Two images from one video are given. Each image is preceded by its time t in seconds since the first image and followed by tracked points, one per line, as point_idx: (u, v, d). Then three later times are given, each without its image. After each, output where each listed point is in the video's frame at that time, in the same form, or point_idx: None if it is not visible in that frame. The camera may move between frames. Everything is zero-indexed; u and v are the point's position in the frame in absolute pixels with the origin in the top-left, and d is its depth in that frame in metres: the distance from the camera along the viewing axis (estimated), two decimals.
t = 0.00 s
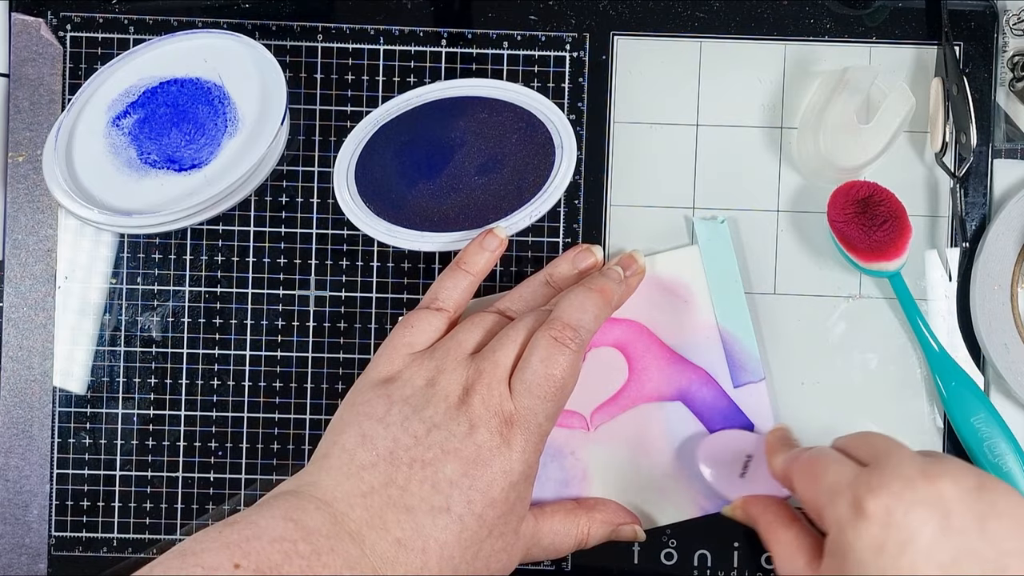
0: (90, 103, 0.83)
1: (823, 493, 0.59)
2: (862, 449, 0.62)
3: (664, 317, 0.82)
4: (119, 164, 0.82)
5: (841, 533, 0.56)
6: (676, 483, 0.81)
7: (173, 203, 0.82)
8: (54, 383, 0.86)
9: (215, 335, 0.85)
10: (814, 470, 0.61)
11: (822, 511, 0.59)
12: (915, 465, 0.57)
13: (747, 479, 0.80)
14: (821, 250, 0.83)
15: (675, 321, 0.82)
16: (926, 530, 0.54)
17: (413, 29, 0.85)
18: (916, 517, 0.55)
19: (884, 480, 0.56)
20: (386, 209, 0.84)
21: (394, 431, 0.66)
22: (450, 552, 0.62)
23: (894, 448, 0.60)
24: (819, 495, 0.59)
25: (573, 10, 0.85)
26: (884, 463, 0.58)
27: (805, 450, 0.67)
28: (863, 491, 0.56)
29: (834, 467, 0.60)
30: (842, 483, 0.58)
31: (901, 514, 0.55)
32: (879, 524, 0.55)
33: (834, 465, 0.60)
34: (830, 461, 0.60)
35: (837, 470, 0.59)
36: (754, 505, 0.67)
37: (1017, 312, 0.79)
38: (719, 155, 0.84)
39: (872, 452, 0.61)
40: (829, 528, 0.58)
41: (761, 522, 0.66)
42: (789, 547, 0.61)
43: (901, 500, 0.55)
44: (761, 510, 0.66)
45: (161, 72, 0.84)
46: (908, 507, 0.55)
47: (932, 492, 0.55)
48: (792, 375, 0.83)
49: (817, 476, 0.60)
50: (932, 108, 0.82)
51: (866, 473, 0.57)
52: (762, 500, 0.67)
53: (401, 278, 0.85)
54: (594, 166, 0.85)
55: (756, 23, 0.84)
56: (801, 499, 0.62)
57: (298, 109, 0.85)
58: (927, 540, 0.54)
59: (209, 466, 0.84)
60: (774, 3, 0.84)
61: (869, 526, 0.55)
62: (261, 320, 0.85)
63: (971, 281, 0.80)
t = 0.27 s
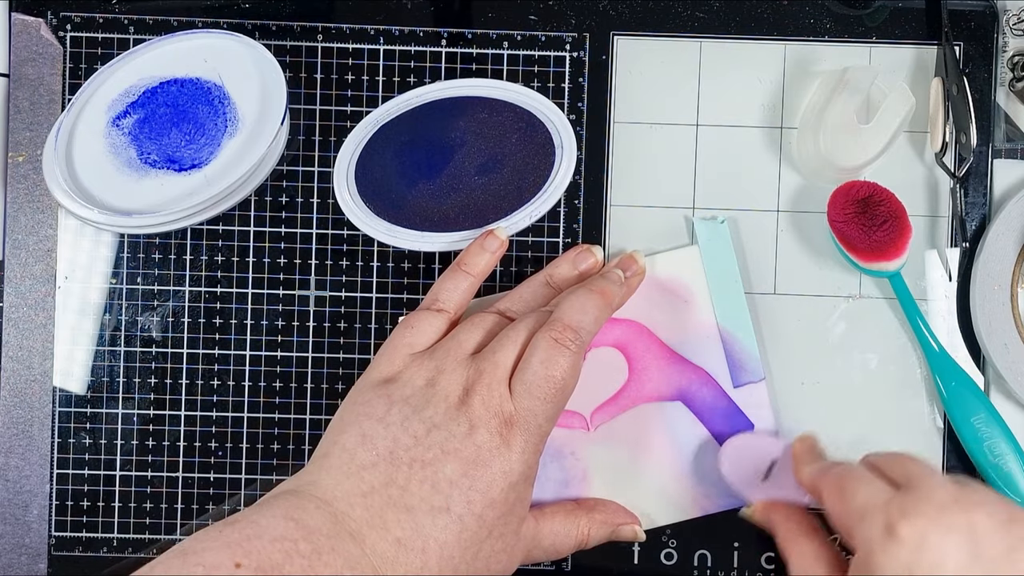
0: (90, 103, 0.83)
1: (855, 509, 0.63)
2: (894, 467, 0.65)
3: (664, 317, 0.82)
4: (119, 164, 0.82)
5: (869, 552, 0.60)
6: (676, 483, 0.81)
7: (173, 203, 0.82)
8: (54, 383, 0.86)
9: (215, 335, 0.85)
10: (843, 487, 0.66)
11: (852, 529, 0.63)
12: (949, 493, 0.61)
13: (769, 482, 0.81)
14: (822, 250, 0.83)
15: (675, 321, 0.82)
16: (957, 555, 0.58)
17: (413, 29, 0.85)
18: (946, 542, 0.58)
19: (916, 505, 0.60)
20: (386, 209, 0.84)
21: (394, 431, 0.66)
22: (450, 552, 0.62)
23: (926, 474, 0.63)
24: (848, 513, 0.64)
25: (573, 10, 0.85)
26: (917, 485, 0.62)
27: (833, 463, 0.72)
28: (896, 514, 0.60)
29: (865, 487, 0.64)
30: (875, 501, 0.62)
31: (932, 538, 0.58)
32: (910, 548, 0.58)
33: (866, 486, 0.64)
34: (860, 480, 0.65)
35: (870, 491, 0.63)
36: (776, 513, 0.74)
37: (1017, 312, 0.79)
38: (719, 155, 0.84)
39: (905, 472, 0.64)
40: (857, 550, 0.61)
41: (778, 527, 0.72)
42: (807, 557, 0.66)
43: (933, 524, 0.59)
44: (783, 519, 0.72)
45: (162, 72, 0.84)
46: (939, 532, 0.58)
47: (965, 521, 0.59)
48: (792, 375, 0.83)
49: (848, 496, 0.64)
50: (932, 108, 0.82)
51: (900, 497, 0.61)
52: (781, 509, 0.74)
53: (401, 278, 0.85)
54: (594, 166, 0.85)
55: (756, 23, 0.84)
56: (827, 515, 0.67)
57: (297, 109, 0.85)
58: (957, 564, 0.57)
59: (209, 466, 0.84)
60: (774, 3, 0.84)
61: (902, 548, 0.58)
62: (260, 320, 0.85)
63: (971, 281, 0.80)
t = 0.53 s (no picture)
0: (90, 103, 0.83)
1: (880, 536, 0.60)
2: (916, 492, 0.63)
3: (665, 317, 0.82)
4: (119, 164, 0.82)
5: None
6: (676, 483, 0.81)
7: (173, 203, 0.82)
8: (54, 383, 0.86)
9: (215, 335, 0.85)
10: (867, 512, 0.62)
11: (879, 556, 0.59)
12: (975, 518, 0.60)
13: (787, 503, 0.80)
14: (822, 250, 0.83)
15: (675, 321, 0.82)
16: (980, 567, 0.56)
17: (413, 29, 0.85)
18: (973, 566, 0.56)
19: (946, 531, 0.58)
20: (386, 209, 0.84)
21: (396, 431, 0.66)
22: (453, 553, 0.62)
23: (952, 501, 0.62)
24: (873, 540, 0.61)
25: (573, 10, 0.85)
26: (942, 513, 0.60)
27: (853, 487, 0.69)
28: (925, 541, 0.58)
29: (893, 512, 0.61)
30: (903, 528, 0.59)
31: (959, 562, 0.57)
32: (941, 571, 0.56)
33: (892, 512, 0.61)
34: (886, 505, 0.62)
35: (897, 516, 0.60)
36: (794, 535, 0.70)
37: (1017, 312, 0.79)
38: (719, 155, 0.84)
39: (931, 498, 0.62)
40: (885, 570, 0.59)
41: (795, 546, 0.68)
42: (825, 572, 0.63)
43: (957, 549, 0.57)
44: (800, 539, 0.69)
45: (162, 72, 0.84)
46: (965, 556, 0.57)
47: (989, 546, 0.58)
48: (793, 375, 0.82)
49: (873, 521, 0.61)
50: (932, 108, 0.82)
51: (927, 522, 0.59)
52: (800, 531, 0.71)
53: (402, 278, 0.85)
54: (594, 166, 0.85)
55: (756, 23, 0.84)
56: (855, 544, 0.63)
57: (298, 109, 0.85)
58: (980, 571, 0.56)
59: (209, 466, 0.84)
60: (774, 3, 0.84)
61: None
62: (261, 320, 0.85)
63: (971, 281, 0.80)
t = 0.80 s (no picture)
0: (90, 103, 0.83)
1: (879, 542, 0.59)
2: (914, 496, 0.62)
3: (665, 317, 0.82)
4: (119, 164, 0.82)
5: None
6: (676, 482, 0.81)
7: (173, 203, 0.82)
8: (54, 383, 0.86)
9: (215, 335, 0.85)
10: (862, 517, 0.62)
11: (879, 560, 0.59)
12: (971, 522, 0.59)
13: (782, 504, 0.81)
14: (822, 250, 0.83)
15: (675, 321, 0.82)
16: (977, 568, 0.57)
17: (413, 29, 0.85)
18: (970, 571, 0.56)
19: (945, 536, 0.57)
20: (386, 209, 0.84)
21: (396, 432, 0.66)
22: (453, 553, 0.62)
23: (947, 502, 0.61)
24: (871, 547, 0.60)
25: (573, 10, 0.85)
26: (940, 516, 0.59)
27: (849, 491, 0.68)
28: (923, 546, 0.57)
29: (890, 518, 0.60)
30: (901, 532, 0.58)
31: (950, 560, 0.56)
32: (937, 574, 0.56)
33: (890, 515, 0.60)
34: (883, 508, 0.61)
35: (894, 519, 0.59)
36: (787, 534, 0.68)
37: (1017, 312, 0.79)
38: (719, 155, 0.84)
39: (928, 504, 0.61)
40: None
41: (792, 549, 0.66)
42: None
43: (956, 556, 0.56)
44: (795, 539, 0.66)
45: (162, 72, 0.84)
46: (964, 561, 0.57)
47: (988, 549, 0.58)
48: (793, 375, 0.82)
49: (871, 526, 0.60)
50: (932, 108, 0.82)
51: (926, 527, 0.58)
52: (794, 529, 0.68)
53: (401, 278, 0.85)
54: (594, 166, 0.85)
55: (756, 23, 0.84)
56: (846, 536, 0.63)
57: (298, 109, 0.85)
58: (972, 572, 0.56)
59: (209, 466, 0.84)
60: (774, 3, 0.84)
61: None
62: (261, 320, 0.85)
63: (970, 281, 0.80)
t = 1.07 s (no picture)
0: (90, 103, 0.83)
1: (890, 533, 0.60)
2: (925, 489, 0.63)
3: (665, 317, 0.82)
4: (119, 163, 0.82)
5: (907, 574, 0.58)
6: (676, 482, 0.81)
7: (173, 203, 0.82)
8: (54, 383, 0.86)
9: (215, 335, 0.85)
10: (874, 508, 0.62)
11: (888, 551, 0.60)
12: (985, 516, 0.59)
13: (795, 491, 0.80)
14: (822, 250, 0.83)
15: (675, 321, 0.82)
16: None
17: (413, 29, 0.85)
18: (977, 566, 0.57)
19: (953, 528, 0.58)
20: (386, 209, 0.84)
21: (396, 432, 0.66)
22: (452, 553, 0.62)
23: (956, 491, 0.62)
24: (882, 535, 0.61)
25: (573, 10, 0.85)
26: (951, 508, 0.60)
27: (863, 480, 0.68)
28: (931, 536, 0.58)
29: (900, 507, 0.60)
30: (910, 524, 0.59)
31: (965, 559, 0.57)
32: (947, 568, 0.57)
33: (901, 505, 0.61)
34: (893, 498, 0.61)
35: (904, 511, 0.60)
36: (800, 523, 0.69)
37: (1017, 312, 0.79)
38: (719, 155, 0.84)
39: (938, 493, 0.62)
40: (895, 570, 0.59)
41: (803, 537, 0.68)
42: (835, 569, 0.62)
43: (966, 547, 0.57)
44: (808, 528, 0.68)
45: (162, 72, 0.84)
46: (972, 554, 0.57)
47: (998, 543, 0.58)
48: (793, 375, 0.83)
49: (880, 517, 0.61)
50: (932, 108, 0.82)
51: (936, 519, 0.59)
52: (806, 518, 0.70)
53: (401, 278, 0.85)
54: (594, 166, 0.85)
55: (756, 23, 0.84)
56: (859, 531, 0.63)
57: (298, 109, 0.85)
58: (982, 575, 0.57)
59: (209, 466, 0.84)
60: (774, 3, 0.84)
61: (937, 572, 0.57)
62: (261, 320, 0.85)
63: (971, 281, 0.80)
